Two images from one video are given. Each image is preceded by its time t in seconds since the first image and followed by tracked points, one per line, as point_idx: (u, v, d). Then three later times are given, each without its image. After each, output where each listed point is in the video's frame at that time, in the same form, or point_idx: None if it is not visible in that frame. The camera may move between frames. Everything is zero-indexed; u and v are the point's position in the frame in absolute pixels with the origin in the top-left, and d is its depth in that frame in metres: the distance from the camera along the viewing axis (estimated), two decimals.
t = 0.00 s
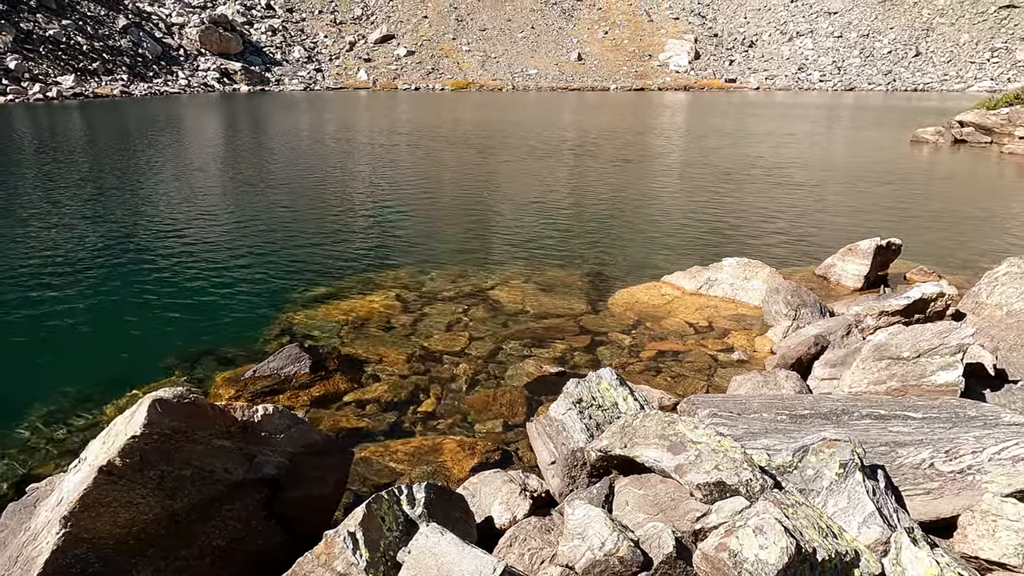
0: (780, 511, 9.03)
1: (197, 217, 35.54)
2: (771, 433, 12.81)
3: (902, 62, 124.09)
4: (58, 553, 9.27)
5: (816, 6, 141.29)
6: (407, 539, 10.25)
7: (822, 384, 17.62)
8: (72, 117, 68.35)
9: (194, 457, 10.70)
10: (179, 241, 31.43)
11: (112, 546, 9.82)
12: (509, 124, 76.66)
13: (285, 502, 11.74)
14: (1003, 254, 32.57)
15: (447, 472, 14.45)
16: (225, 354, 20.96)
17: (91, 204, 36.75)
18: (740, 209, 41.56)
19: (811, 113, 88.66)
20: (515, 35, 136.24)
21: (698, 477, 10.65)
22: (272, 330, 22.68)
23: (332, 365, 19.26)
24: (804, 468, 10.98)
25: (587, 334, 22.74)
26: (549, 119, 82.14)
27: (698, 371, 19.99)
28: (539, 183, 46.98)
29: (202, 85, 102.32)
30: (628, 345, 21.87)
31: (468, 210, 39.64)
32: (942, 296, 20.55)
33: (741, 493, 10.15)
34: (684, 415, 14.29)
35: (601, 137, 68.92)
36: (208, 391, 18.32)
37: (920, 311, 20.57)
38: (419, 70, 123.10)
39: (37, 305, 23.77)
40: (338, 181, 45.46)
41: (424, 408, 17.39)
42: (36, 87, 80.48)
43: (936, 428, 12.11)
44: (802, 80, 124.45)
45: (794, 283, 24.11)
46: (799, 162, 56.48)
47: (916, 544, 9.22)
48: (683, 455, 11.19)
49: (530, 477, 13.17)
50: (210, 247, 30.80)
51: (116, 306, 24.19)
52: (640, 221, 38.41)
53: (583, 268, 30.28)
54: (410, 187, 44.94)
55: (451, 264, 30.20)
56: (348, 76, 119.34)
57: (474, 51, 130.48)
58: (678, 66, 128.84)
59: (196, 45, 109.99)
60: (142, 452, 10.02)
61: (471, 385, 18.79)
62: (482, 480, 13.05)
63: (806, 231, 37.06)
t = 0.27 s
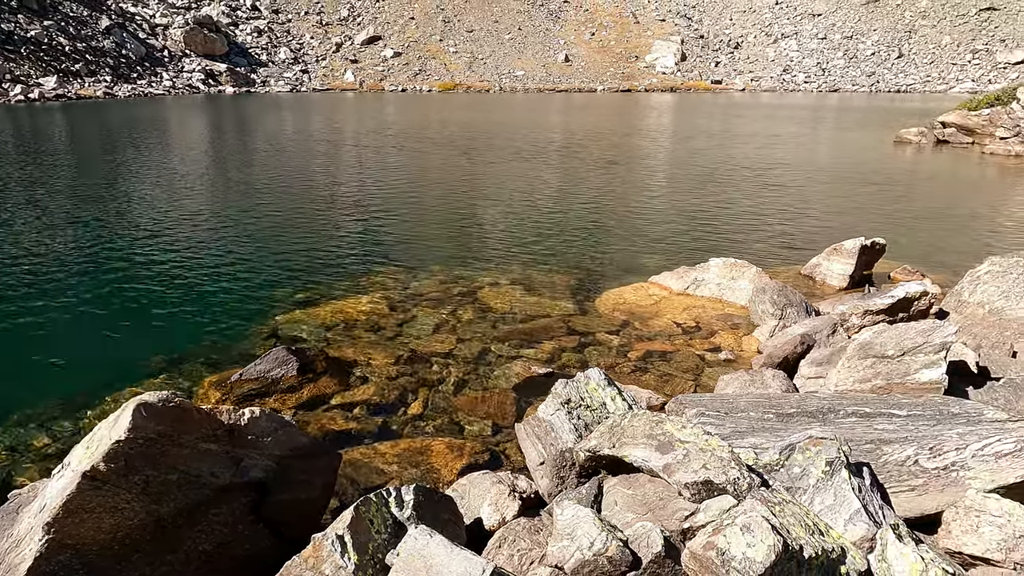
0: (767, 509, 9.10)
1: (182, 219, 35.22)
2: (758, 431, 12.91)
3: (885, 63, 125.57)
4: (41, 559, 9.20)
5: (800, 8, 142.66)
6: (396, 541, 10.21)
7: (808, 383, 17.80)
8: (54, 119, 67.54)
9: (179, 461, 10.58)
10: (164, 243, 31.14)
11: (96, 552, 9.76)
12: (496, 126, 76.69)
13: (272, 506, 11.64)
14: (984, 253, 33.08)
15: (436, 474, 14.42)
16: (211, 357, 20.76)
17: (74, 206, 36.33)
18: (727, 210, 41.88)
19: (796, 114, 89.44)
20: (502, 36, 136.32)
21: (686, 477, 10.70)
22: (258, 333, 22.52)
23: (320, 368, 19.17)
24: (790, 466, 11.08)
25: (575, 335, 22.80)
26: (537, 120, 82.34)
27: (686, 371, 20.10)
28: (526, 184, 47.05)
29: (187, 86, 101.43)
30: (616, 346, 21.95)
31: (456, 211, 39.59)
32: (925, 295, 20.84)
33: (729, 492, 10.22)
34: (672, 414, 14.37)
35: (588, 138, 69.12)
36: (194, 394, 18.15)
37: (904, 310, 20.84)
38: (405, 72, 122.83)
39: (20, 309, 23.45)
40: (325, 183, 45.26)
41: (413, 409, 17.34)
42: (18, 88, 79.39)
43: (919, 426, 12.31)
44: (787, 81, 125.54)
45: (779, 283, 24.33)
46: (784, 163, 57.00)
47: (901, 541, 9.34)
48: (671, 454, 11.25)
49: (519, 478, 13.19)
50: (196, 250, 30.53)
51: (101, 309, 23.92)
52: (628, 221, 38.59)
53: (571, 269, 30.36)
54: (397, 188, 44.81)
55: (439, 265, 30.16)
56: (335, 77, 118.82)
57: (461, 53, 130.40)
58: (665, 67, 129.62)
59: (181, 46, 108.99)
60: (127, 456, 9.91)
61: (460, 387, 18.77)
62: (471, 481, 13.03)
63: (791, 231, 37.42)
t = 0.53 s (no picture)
0: (756, 507, 9.16)
1: (168, 221, 34.93)
2: (747, 430, 13.01)
3: (869, 64, 126.99)
4: (26, 566, 9.22)
5: (785, 9, 143.94)
6: (386, 544, 10.16)
7: (795, 381, 17.95)
8: (36, 121, 66.70)
9: (167, 465, 10.45)
10: (150, 246, 30.87)
11: (83, 557, 9.71)
12: (484, 127, 76.66)
13: (261, 510, 11.52)
14: (967, 252, 33.52)
15: (425, 476, 14.37)
16: (198, 360, 20.59)
17: (58, 209, 35.91)
18: (714, 210, 42.14)
19: (782, 115, 90.19)
20: (489, 38, 136.28)
21: (675, 476, 10.73)
22: (246, 336, 22.34)
23: (308, 371, 19.07)
24: (778, 464, 11.16)
25: (564, 335, 22.85)
26: (525, 121, 82.42)
27: (674, 371, 20.19)
28: (515, 185, 47.10)
29: (172, 88, 100.49)
30: (605, 346, 22.02)
31: (444, 213, 39.55)
32: (910, 294, 21.11)
33: (717, 491, 10.27)
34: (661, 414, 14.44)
35: (576, 140, 69.31)
36: (180, 398, 17.97)
37: (889, 309, 21.08)
38: (393, 73, 122.52)
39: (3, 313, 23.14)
40: (312, 184, 45.07)
41: (402, 412, 17.28)
42: None
43: (905, 423, 12.46)
44: (773, 82, 126.57)
45: (766, 282, 24.52)
46: (770, 164, 57.43)
47: (887, 537, 9.46)
48: (660, 454, 11.28)
49: (509, 479, 13.18)
50: (183, 252, 30.25)
51: (86, 313, 23.68)
52: (616, 222, 38.73)
53: (560, 270, 30.42)
54: (386, 189, 44.68)
55: (427, 267, 30.08)
56: (322, 78, 118.18)
57: (449, 54, 130.21)
58: (652, 68, 130.31)
59: (166, 47, 107.91)
60: (113, 461, 9.80)
61: (449, 389, 18.74)
62: (461, 483, 12.99)
63: (777, 231, 37.73)
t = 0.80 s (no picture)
0: (745, 506, 9.22)
1: (155, 222, 34.71)
2: (736, 429, 13.09)
3: (855, 66, 128.29)
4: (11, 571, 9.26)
5: (772, 11, 145.09)
6: (376, 546, 10.12)
7: (784, 380, 18.09)
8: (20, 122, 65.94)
9: (154, 470, 10.29)
10: (138, 248, 30.68)
11: (69, 563, 9.76)
12: (474, 128, 76.64)
13: (249, 513, 11.50)
14: (952, 251, 33.91)
15: (415, 478, 14.34)
16: (185, 363, 20.45)
17: (43, 211, 35.55)
18: (702, 211, 42.40)
19: (769, 116, 90.87)
20: (478, 39, 136.26)
21: (666, 475, 10.76)
22: (234, 338, 22.21)
23: (298, 373, 18.95)
24: (767, 462, 11.24)
25: (554, 336, 22.90)
26: (514, 122, 82.48)
27: (664, 371, 20.30)
28: (504, 187, 47.13)
29: (158, 89, 99.61)
30: (595, 346, 22.09)
31: (433, 214, 39.51)
32: (896, 293, 21.32)
33: (707, 490, 10.31)
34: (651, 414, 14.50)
35: (566, 140, 69.44)
36: (168, 402, 17.83)
37: (877, 307, 21.31)
38: (381, 74, 122.24)
39: None
40: (301, 186, 44.97)
41: (392, 413, 17.23)
42: None
43: (891, 421, 12.60)
44: (760, 83, 127.57)
45: (754, 282, 24.70)
46: (758, 165, 57.83)
47: (875, 535, 9.53)
48: (651, 454, 11.32)
49: (499, 480, 13.16)
50: (173, 255, 30.07)
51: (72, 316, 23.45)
52: (605, 223, 38.85)
53: (549, 270, 30.46)
54: (375, 191, 44.62)
55: (417, 268, 30.05)
56: (310, 79, 117.59)
57: (437, 55, 130.04)
58: (640, 69, 130.95)
59: (152, 48, 106.89)
60: (99, 465, 9.61)
61: (439, 390, 18.71)
62: (452, 484, 12.97)
63: (765, 231, 38.01)
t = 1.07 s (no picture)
0: (734, 505, 9.28)
1: (143, 225, 34.42)
2: (725, 429, 13.18)
3: (840, 67, 129.57)
4: None
5: (758, 13, 146.36)
6: (367, 549, 10.07)
7: (772, 380, 18.23)
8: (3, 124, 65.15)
9: (142, 474, 10.28)
10: (125, 250, 30.40)
11: (55, 569, 9.62)
12: (463, 130, 76.58)
13: (239, 517, 11.31)
14: (936, 251, 34.33)
15: (406, 480, 14.30)
16: (173, 366, 20.28)
17: (27, 214, 35.15)
18: (691, 211, 42.62)
19: (756, 118, 91.57)
20: (467, 40, 136.24)
21: (655, 475, 10.82)
22: (222, 341, 22.04)
23: (287, 376, 18.85)
24: (755, 461, 11.33)
25: (544, 337, 22.91)
26: (504, 124, 82.54)
27: (653, 372, 20.39)
28: (494, 188, 47.15)
29: (145, 91, 98.72)
30: (585, 347, 22.15)
31: (423, 216, 39.44)
32: (882, 293, 21.54)
33: (697, 489, 10.38)
34: (641, 414, 14.56)
35: (555, 142, 69.58)
36: (156, 406, 17.68)
37: (863, 307, 21.56)
38: (370, 76, 121.88)
39: None
40: (290, 188, 44.78)
41: (382, 415, 17.17)
42: None
43: (878, 420, 12.73)
44: (747, 85, 128.54)
45: (743, 282, 24.86)
46: (746, 166, 58.24)
47: (862, 532, 9.63)
48: (640, 453, 11.39)
49: (490, 481, 13.15)
50: (159, 257, 29.79)
51: (59, 319, 23.21)
52: (595, 224, 38.96)
53: (539, 272, 30.49)
54: (364, 193, 44.48)
55: (406, 270, 29.97)
56: (298, 81, 117.05)
57: (426, 57, 129.89)
58: (628, 71, 131.49)
59: (137, 49, 105.86)
60: (86, 470, 9.63)
61: (430, 392, 18.67)
62: (442, 486, 12.94)
63: (753, 232, 38.28)
